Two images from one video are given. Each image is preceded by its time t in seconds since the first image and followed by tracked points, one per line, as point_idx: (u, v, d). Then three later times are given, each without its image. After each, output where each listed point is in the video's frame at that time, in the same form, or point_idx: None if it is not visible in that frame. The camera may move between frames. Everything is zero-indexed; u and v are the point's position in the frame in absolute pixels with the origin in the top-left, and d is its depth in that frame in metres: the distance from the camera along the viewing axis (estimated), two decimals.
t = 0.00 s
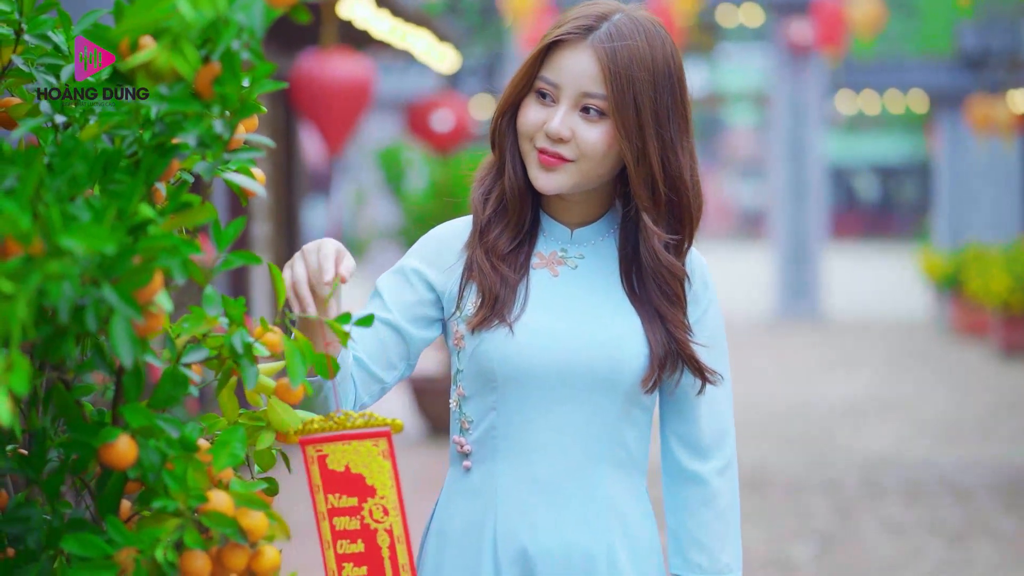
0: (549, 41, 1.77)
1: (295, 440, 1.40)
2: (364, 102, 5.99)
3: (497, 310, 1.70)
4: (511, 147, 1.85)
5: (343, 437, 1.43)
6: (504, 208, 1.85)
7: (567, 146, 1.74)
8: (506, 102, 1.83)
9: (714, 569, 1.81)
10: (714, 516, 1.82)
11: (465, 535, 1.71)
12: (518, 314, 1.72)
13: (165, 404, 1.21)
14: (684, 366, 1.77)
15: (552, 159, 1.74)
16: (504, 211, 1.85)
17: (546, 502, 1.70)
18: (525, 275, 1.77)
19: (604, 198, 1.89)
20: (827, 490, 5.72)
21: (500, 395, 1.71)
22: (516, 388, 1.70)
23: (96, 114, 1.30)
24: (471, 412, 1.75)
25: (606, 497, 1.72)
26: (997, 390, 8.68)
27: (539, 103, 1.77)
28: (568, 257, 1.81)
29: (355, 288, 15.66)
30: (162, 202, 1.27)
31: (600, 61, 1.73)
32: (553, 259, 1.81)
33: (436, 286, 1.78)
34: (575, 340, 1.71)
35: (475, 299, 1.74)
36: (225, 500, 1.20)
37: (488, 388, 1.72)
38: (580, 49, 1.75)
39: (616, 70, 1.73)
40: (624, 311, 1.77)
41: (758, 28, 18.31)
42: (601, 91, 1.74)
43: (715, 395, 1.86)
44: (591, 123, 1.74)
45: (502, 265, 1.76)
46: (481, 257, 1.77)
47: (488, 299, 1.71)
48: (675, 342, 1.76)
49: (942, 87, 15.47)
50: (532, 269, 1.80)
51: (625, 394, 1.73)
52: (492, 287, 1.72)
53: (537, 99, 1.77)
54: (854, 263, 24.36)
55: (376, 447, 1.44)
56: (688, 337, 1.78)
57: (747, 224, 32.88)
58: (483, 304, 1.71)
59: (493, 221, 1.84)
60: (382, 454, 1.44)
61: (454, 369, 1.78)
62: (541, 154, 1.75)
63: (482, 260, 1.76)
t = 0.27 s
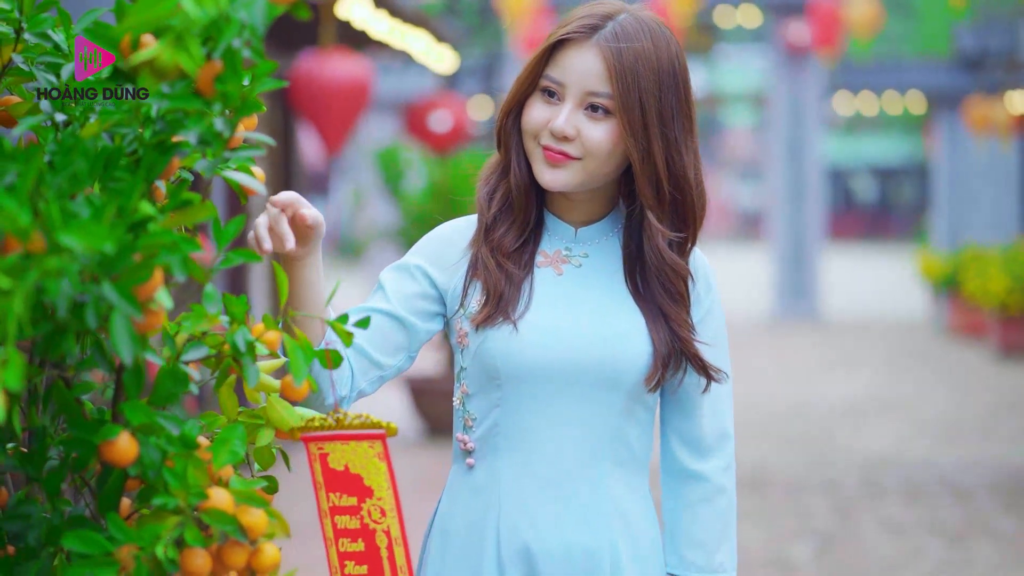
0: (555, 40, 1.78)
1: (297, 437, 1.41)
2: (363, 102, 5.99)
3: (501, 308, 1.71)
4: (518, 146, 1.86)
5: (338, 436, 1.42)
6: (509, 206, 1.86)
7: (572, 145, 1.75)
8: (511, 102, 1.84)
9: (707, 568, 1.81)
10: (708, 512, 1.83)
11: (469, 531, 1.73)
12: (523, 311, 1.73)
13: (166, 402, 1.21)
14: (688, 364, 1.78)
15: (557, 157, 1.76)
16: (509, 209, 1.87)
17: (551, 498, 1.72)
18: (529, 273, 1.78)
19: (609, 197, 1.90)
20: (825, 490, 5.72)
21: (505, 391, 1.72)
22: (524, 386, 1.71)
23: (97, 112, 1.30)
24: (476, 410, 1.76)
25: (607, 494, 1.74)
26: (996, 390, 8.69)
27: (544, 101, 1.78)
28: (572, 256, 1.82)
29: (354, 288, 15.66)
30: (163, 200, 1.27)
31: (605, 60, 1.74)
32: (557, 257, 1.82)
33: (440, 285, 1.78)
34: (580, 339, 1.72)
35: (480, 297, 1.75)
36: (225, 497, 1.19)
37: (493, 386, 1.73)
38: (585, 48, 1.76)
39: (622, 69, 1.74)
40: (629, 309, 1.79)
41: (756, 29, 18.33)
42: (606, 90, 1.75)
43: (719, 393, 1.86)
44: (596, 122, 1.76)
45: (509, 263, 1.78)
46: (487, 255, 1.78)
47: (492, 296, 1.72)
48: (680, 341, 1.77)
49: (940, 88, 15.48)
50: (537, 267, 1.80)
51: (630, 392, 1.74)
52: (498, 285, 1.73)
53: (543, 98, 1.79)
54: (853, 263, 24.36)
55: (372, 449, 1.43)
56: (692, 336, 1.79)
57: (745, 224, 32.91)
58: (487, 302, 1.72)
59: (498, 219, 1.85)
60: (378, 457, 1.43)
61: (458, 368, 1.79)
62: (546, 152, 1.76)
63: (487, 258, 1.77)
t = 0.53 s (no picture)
0: (563, 38, 1.79)
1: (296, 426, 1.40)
2: (365, 101, 5.99)
3: (511, 305, 1.72)
4: (526, 145, 1.87)
5: (330, 427, 1.40)
6: (517, 206, 1.87)
7: (581, 141, 1.76)
8: (519, 100, 1.85)
9: (714, 565, 1.82)
10: (712, 507, 1.83)
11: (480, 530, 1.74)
12: (532, 309, 1.74)
13: (170, 398, 1.21)
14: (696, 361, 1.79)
15: (567, 154, 1.76)
16: (517, 207, 1.87)
17: (560, 491, 1.74)
18: (538, 270, 1.79)
19: (616, 195, 1.91)
20: (825, 490, 5.72)
21: (514, 386, 1.73)
22: (534, 382, 1.73)
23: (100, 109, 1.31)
24: (485, 407, 1.77)
25: (614, 489, 1.75)
26: (996, 390, 8.69)
27: (552, 99, 1.79)
28: (580, 254, 1.83)
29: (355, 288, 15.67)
30: (166, 196, 1.27)
31: (614, 58, 1.75)
32: (565, 255, 1.82)
33: (448, 283, 1.79)
34: (589, 335, 1.73)
35: (489, 294, 1.76)
36: (229, 493, 1.20)
37: (502, 382, 1.74)
38: (594, 45, 1.77)
39: (630, 66, 1.75)
40: (638, 305, 1.80)
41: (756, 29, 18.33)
42: (614, 87, 1.76)
43: (727, 389, 1.87)
44: (604, 119, 1.77)
45: (519, 261, 1.79)
46: (496, 252, 1.79)
47: (502, 293, 1.73)
48: (689, 337, 1.78)
49: (940, 88, 15.48)
50: (545, 265, 1.81)
51: (638, 388, 1.75)
52: (509, 282, 1.74)
53: (551, 95, 1.80)
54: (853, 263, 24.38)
55: (361, 446, 1.38)
56: (699, 332, 1.80)
57: (745, 224, 32.90)
58: (497, 299, 1.73)
59: (506, 217, 1.85)
60: (366, 455, 1.38)
61: (467, 365, 1.80)
62: (555, 148, 1.77)
63: (497, 255, 1.78)
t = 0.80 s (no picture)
0: (576, 36, 1.80)
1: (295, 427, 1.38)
2: (370, 100, 5.99)
3: (526, 303, 1.73)
4: (539, 144, 1.87)
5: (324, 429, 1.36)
6: (530, 206, 1.88)
7: (594, 140, 1.77)
8: (532, 99, 1.85)
9: (730, 560, 1.84)
10: (727, 504, 1.85)
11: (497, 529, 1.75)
12: (548, 306, 1.75)
13: (180, 394, 1.21)
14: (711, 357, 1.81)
15: (581, 152, 1.77)
16: (532, 206, 1.88)
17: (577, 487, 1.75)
18: (553, 267, 1.80)
19: (629, 191, 1.93)
20: (830, 489, 5.71)
21: (530, 383, 1.74)
22: (550, 378, 1.74)
23: (109, 107, 1.32)
24: (500, 405, 1.78)
25: (630, 485, 1.77)
26: (1001, 389, 8.68)
27: (565, 97, 1.80)
28: (594, 251, 1.84)
29: (360, 288, 15.69)
30: (175, 192, 1.27)
31: (627, 56, 1.76)
32: (579, 253, 1.83)
33: (463, 282, 1.79)
34: (606, 332, 1.74)
35: (504, 292, 1.77)
36: (238, 489, 1.20)
37: (517, 379, 1.75)
38: (607, 44, 1.78)
39: (643, 65, 1.76)
40: (652, 302, 1.81)
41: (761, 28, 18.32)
42: (627, 85, 1.77)
43: (742, 385, 1.88)
44: (618, 117, 1.78)
45: (534, 260, 1.80)
46: (511, 251, 1.79)
47: (517, 291, 1.74)
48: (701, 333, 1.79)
49: (945, 88, 15.46)
50: (559, 262, 1.82)
51: (652, 384, 1.77)
52: (524, 281, 1.75)
53: (563, 94, 1.80)
54: (858, 263, 24.36)
55: (351, 452, 1.35)
56: (713, 328, 1.81)
57: (750, 224, 32.89)
58: (512, 298, 1.74)
59: (520, 217, 1.86)
60: (354, 460, 1.35)
61: (481, 363, 1.81)
62: (568, 147, 1.78)
63: (512, 254, 1.79)
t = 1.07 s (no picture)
0: (586, 38, 1.80)
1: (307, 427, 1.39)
2: (374, 100, 6.00)
3: (538, 307, 1.74)
4: (549, 145, 1.88)
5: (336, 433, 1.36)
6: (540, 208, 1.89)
7: (605, 142, 1.77)
8: (542, 101, 1.86)
9: (745, 561, 1.86)
10: (741, 505, 1.87)
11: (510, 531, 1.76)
12: (559, 309, 1.76)
13: (187, 390, 1.22)
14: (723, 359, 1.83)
15: (591, 154, 1.78)
16: (542, 208, 1.89)
17: (592, 489, 1.76)
18: (562, 271, 1.82)
19: (636, 195, 1.95)
20: (833, 488, 5.72)
21: (541, 386, 1.75)
22: (561, 382, 1.75)
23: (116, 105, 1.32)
24: (510, 409, 1.79)
25: (643, 486, 1.79)
26: (1003, 388, 8.69)
27: (575, 99, 1.81)
28: (602, 255, 1.86)
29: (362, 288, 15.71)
30: (181, 190, 1.28)
31: (637, 58, 1.77)
32: (589, 256, 1.85)
33: (473, 285, 1.80)
34: (620, 336, 1.76)
35: (515, 296, 1.78)
36: (245, 485, 1.21)
37: (528, 383, 1.76)
38: (616, 45, 1.78)
39: (653, 67, 1.77)
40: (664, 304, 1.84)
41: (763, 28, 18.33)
42: (637, 86, 1.77)
43: (751, 388, 1.91)
44: (628, 118, 1.78)
45: (544, 262, 1.81)
46: (522, 254, 1.80)
47: (528, 295, 1.75)
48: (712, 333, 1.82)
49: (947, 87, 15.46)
50: (569, 266, 1.84)
51: (663, 386, 1.79)
52: (534, 283, 1.76)
53: (573, 96, 1.81)
54: (859, 263, 24.36)
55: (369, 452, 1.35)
56: (724, 328, 1.84)
57: (752, 224, 32.91)
58: (523, 302, 1.75)
59: (530, 220, 1.88)
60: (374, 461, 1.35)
61: (490, 366, 1.82)
62: (579, 149, 1.79)
63: (523, 257, 1.79)
